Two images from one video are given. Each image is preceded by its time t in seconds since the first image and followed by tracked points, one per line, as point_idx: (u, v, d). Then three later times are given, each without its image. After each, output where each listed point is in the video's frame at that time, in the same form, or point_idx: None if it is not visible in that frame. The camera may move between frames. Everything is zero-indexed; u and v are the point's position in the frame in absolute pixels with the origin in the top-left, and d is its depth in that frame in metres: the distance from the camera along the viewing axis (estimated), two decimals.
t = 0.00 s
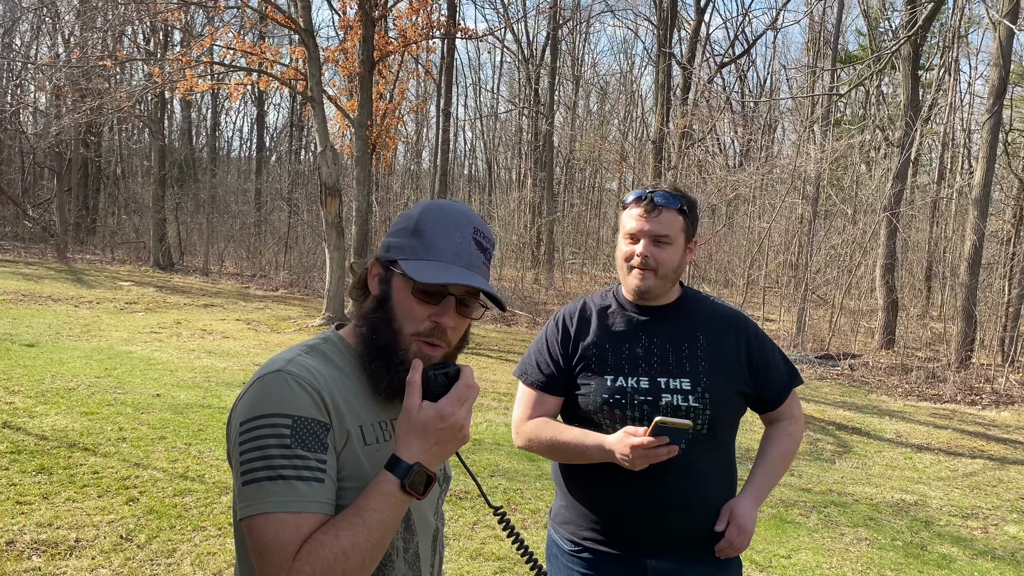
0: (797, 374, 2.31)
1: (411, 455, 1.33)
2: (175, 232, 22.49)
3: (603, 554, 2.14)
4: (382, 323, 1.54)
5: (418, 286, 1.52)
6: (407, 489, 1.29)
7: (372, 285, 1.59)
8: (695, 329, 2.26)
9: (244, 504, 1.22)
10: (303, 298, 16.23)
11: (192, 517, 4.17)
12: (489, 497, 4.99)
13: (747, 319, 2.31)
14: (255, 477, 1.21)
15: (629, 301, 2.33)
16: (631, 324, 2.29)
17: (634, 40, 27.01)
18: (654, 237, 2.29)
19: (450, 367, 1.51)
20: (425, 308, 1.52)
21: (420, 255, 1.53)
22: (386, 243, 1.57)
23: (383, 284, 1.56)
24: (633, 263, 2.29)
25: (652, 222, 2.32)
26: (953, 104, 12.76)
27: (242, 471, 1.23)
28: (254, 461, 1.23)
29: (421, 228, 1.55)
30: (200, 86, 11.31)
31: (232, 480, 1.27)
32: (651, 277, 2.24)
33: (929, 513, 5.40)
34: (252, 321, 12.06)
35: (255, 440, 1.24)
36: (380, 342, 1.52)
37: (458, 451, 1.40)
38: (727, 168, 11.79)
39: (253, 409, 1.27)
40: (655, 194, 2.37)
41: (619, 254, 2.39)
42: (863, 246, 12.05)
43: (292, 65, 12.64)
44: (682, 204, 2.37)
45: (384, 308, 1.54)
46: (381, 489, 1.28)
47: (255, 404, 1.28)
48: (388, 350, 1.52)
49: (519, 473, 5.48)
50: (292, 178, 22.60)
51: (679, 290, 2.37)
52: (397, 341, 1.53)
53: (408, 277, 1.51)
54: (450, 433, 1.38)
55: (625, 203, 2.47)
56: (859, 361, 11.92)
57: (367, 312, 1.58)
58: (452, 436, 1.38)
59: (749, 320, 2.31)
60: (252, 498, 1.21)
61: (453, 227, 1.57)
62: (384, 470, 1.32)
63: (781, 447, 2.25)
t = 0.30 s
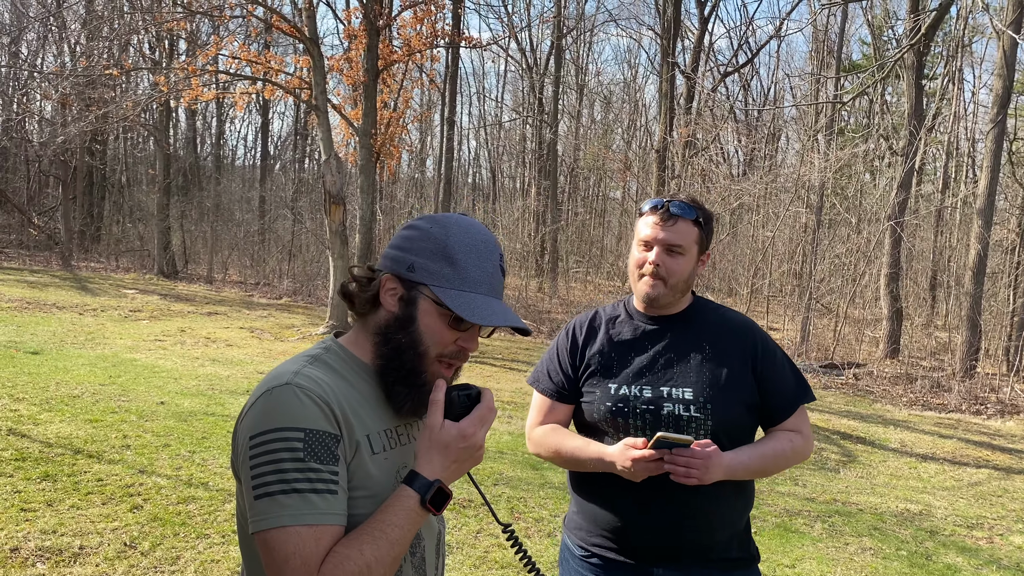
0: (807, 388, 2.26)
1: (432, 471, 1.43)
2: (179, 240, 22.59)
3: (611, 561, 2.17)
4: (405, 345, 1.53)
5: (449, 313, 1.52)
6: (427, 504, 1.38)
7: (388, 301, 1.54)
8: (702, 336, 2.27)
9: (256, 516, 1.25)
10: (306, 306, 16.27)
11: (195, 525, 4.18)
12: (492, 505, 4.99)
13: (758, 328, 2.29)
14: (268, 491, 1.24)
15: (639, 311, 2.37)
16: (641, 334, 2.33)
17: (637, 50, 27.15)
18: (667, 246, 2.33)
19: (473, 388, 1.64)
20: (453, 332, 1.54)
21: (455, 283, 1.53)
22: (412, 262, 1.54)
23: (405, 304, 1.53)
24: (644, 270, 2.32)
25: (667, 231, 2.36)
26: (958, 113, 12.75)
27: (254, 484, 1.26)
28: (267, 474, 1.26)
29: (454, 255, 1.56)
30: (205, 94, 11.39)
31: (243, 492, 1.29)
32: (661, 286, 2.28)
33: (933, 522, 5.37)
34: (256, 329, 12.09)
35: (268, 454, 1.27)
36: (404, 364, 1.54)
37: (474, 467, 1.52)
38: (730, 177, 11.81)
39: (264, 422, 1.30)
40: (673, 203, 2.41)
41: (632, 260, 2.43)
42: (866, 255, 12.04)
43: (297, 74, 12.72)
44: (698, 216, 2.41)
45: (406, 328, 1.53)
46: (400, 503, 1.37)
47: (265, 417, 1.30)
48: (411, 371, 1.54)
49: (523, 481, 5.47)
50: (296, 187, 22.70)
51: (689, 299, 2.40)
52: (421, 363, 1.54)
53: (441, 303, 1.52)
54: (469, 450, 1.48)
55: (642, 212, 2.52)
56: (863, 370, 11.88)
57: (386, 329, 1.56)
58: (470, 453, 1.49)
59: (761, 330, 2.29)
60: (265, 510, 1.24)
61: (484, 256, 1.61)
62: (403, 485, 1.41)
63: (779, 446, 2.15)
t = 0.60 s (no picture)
0: (838, 406, 2.26)
1: (439, 484, 1.44)
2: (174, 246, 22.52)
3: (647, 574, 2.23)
4: (410, 358, 1.53)
5: (454, 327, 1.52)
6: (434, 516, 1.39)
7: (392, 314, 1.54)
8: (734, 347, 2.32)
9: (262, 530, 1.25)
10: (301, 312, 16.22)
11: (191, 532, 4.15)
12: (489, 512, 4.98)
13: (792, 343, 2.31)
14: (274, 505, 1.24)
15: (674, 320, 2.45)
16: (677, 344, 2.40)
17: (633, 58, 27.29)
18: (704, 256, 2.42)
19: (478, 403, 1.68)
20: (457, 346, 1.54)
21: (461, 298, 1.54)
22: (417, 276, 1.54)
23: (409, 317, 1.52)
24: (680, 279, 2.41)
25: (704, 241, 2.44)
26: (951, 121, 12.84)
27: (259, 499, 1.26)
28: (273, 488, 1.26)
29: (460, 269, 1.56)
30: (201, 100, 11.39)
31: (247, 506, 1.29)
32: (696, 295, 2.36)
33: (929, 529, 5.38)
34: (251, 336, 12.04)
35: (275, 467, 1.27)
36: (408, 377, 1.54)
37: (479, 481, 1.53)
38: (726, 183, 11.86)
39: (269, 436, 1.29)
40: (711, 215, 2.50)
41: (669, 269, 2.52)
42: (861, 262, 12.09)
43: (293, 80, 12.72)
44: (736, 228, 2.49)
45: (410, 341, 1.52)
46: (408, 516, 1.37)
47: (271, 431, 1.30)
48: (415, 385, 1.54)
49: (519, 488, 5.46)
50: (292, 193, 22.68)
51: (725, 310, 2.47)
52: (426, 377, 1.54)
53: (447, 318, 1.52)
54: (475, 463, 1.50)
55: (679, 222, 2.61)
56: (858, 376, 11.91)
57: (388, 342, 1.55)
58: (475, 467, 1.50)
59: (795, 345, 2.32)
60: (272, 524, 1.24)
61: (490, 269, 1.61)
62: (410, 498, 1.42)
63: (801, 469, 2.16)
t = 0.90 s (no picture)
0: (877, 425, 2.28)
1: (439, 499, 1.44)
2: (166, 251, 22.41)
3: None
4: (406, 369, 1.53)
5: (448, 336, 1.52)
6: (435, 532, 1.39)
7: (388, 325, 1.54)
8: (780, 360, 2.36)
9: (263, 549, 1.24)
10: (294, 318, 16.17)
11: (183, 540, 4.12)
12: (482, 519, 4.97)
13: (836, 360, 2.34)
14: (278, 525, 1.24)
15: (722, 332, 2.48)
16: (724, 356, 2.43)
17: (626, 64, 27.43)
18: (751, 270, 2.45)
19: (478, 415, 1.67)
20: (453, 355, 1.54)
21: (455, 306, 1.53)
22: (412, 286, 1.54)
23: (404, 327, 1.53)
24: (725, 291, 2.45)
25: (750, 255, 2.47)
26: (940, 127, 12.98)
27: (261, 518, 1.26)
28: (275, 506, 1.25)
29: (454, 277, 1.56)
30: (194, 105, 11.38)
31: (247, 524, 1.29)
32: (742, 308, 2.39)
33: (921, 534, 5.40)
34: (244, 341, 12.00)
35: (277, 488, 1.26)
36: (405, 389, 1.53)
37: (479, 495, 1.53)
38: (718, 189, 11.93)
39: (271, 454, 1.29)
40: (758, 229, 2.53)
41: (715, 282, 2.55)
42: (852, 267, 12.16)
43: (286, 86, 12.73)
44: (783, 242, 2.51)
45: (405, 352, 1.53)
46: (408, 532, 1.37)
47: (271, 449, 1.29)
48: (412, 397, 1.54)
49: (513, 495, 5.45)
50: (285, 198, 22.62)
51: (772, 323, 2.49)
52: (423, 388, 1.54)
53: (441, 325, 1.52)
54: (475, 478, 1.50)
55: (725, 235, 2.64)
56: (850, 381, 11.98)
57: (385, 353, 1.55)
58: (476, 481, 1.50)
59: (840, 363, 2.34)
60: (276, 544, 1.23)
61: (485, 276, 1.61)
62: (410, 514, 1.41)
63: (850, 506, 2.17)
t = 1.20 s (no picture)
0: (917, 423, 2.27)
1: (427, 501, 1.43)
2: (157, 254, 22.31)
3: None
4: (392, 367, 1.55)
5: (432, 329, 1.53)
6: (422, 534, 1.39)
7: (374, 325, 1.57)
8: (806, 365, 2.35)
9: (251, 555, 1.24)
10: (286, 322, 16.12)
11: (174, 545, 4.10)
12: (476, 523, 4.97)
13: (865, 365, 2.32)
14: (267, 530, 1.24)
15: (744, 341, 2.50)
16: (747, 362, 2.46)
17: (619, 69, 27.54)
18: (765, 278, 2.48)
19: (465, 413, 1.64)
20: (439, 352, 1.55)
21: (438, 298, 1.55)
22: (396, 283, 1.57)
23: (389, 326, 1.55)
24: (742, 301, 2.48)
25: (763, 264, 2.51)
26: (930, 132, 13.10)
27: (249, 524, 1.25)
28: (263, 512, 1.25)
29: (436, 271, 1.59)
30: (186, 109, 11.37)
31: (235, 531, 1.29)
32: (760, 316, 2.41)
33: (912, 537, 5.45)
34: (235, 345, 11.95)
35: (267, 493, 1.26)
36: (391, 387, 1.54)
37: (468, 496, 1.53)
38: (710, 193, 12.00)
39: (260, 459, 1.29)
40: (772, 239, 2.56)
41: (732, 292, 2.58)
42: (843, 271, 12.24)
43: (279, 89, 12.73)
44: (797, 249, 2.53)
45: (392, 350, 1.54)
46: (395, 535, 1.37)
47: (259, 453, 1.29)
48: (398, 396, 1.55)
49: (506, 499, 5.45)
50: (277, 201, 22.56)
51: (795, 330, 2.48)
52: (408, 386, 1.55)
53: (424, 318, 1.53)
54: (463, 478, 1.50)
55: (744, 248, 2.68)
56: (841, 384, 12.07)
57: (371, 353, 1.57)
58: (465, 482, 1.50)
59: (868, 368, 2.33)
60: (264, 551, 1.23)
61: (468, 270, 1.63)
62: (397, 518, 1.41)
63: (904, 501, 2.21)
